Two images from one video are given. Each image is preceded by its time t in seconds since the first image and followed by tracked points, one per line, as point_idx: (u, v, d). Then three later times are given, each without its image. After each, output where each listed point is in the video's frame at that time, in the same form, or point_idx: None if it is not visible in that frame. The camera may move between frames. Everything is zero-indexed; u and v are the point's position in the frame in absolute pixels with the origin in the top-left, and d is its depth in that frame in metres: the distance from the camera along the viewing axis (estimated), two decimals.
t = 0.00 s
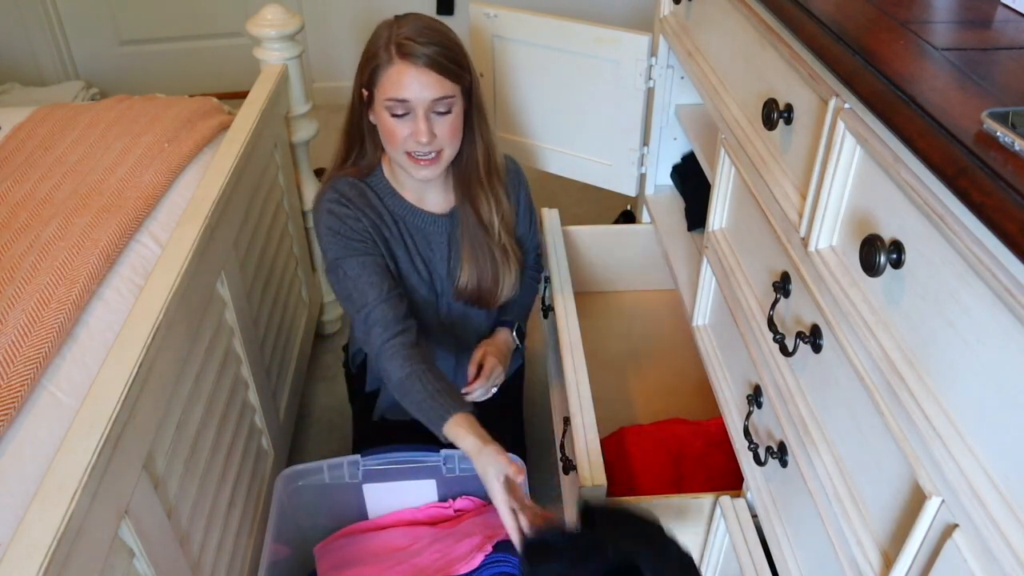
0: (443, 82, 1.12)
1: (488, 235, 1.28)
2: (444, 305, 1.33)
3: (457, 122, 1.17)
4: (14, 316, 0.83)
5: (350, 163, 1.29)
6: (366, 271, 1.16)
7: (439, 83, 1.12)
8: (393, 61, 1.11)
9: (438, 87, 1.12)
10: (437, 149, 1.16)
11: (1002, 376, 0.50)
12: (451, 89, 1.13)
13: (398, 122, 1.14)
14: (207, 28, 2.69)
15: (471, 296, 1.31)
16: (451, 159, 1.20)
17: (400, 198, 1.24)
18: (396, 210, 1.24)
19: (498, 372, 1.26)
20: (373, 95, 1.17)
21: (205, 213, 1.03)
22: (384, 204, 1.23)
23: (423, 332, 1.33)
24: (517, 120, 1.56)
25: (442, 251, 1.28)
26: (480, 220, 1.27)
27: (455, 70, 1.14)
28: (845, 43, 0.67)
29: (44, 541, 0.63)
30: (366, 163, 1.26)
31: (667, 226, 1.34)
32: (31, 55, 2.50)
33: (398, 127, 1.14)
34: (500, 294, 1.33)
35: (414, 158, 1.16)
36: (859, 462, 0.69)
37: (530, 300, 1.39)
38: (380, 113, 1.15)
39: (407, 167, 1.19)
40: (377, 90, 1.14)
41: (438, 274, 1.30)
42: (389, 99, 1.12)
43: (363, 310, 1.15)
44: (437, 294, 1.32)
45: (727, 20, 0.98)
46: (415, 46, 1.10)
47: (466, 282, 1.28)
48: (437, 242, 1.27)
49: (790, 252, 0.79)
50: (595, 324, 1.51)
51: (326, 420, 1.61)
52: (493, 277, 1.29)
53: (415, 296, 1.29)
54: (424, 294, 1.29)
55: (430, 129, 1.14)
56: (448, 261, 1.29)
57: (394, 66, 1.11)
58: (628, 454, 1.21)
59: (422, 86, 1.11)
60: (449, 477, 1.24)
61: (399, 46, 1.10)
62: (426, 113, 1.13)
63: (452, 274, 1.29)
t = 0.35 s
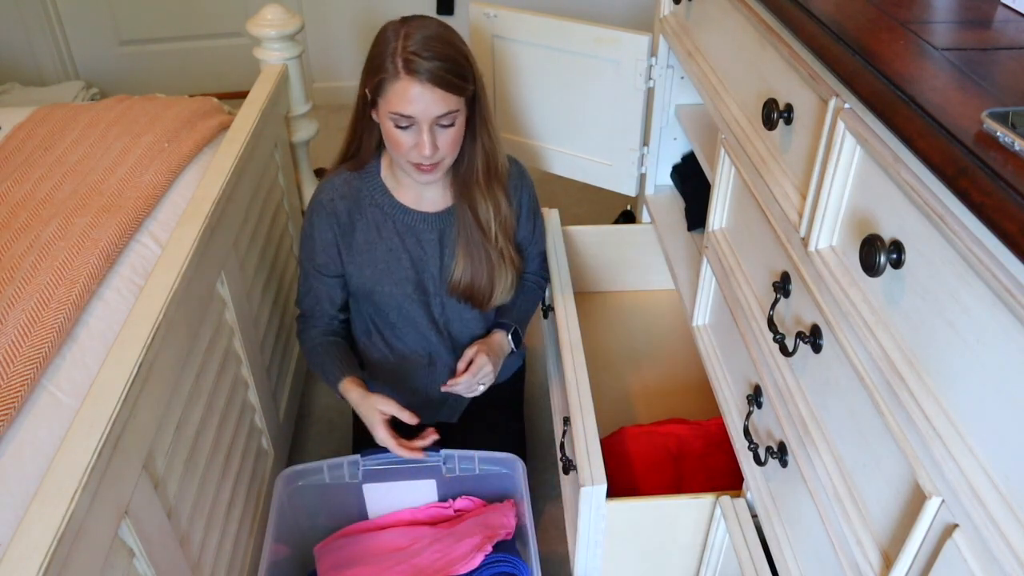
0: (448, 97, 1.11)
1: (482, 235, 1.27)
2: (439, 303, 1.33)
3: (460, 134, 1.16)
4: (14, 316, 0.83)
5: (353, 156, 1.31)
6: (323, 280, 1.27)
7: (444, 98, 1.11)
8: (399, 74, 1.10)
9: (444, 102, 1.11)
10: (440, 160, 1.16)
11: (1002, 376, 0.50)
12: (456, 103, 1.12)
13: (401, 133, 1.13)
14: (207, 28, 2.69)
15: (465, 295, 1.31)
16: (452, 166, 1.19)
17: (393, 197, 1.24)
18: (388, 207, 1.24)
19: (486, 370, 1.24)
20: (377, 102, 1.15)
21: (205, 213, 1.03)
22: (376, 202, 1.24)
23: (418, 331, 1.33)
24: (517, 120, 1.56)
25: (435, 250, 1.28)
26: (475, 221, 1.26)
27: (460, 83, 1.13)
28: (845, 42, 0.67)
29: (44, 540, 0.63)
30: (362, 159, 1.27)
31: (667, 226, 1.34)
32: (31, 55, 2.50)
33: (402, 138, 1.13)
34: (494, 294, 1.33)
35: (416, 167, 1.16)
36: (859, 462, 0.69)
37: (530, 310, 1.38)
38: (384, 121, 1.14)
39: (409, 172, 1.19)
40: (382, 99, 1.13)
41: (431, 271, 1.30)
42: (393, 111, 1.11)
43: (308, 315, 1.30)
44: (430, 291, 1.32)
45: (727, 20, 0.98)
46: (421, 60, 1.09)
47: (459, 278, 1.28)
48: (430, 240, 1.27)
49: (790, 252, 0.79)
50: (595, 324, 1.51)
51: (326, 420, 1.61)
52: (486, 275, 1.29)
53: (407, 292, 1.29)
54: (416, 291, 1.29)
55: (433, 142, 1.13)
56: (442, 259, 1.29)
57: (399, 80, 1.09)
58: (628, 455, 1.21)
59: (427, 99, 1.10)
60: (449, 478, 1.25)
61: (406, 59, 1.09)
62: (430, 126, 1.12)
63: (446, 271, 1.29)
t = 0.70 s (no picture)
0: (438, 109, 1.11)
1: (476, 236, 1.27)
2: (435, 302, 1.33)
3: (450, 143, 1.17)
4: (14, 316, 0.83)
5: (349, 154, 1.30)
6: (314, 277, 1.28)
7: (433, 110, 1.11)
8: (390, 86, 1.09)
9: (432, 114, 1.11)
10: (429, 168, 1.16)
11: (1002, 376, 0.50)
12: (445, 115, 1.12)
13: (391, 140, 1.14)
14: (207, 28, 2.69)
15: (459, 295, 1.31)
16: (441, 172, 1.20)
17: (388, 198, 1.24)
18: (382, 207, 1.24)
19: (484, 371, 1.25)
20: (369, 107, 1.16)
21: (205, 213, 1.03)
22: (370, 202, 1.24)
23: (412, 330, 1.33)
24: (516, 121, 1.56)
25: (430, 249, 1.28)
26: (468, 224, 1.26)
27: (451, 96, 1.12)
28: (845, 42, 0.67)
29: (44, 540, 0.63)
30: (357, 159, 1.27)
31: (667, 226, 1.34)
32: (31, 55, 2.50)
33: (391, 144, 1.14)
34: (489, 295, 1.33)
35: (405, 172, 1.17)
36: (859, 462, 0.69)
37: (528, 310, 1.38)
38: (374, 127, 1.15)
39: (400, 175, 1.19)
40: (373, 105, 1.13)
41: (427, 271, 1.30)
42: (383, 120, 1.11)
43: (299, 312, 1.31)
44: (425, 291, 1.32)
45: (727, 20, 0.98)
46: (412, 73, 1.09)
47: (454, 278, 1.28)
48: (425, 240, 1.27)
49: (790, 252, 0.79)
50: (595, 324, 1.51)
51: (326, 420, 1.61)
52: (481, 274, 1.29)
53: (403, 292, 1.29)
54: (412, 290, 1.29)
55: (422, 151, 1.14)
56: (436, 259, 1.29)
57: (390, 90, 1.09)
58: (628, 455, 1.21)
59: (417, 111, 1.10)
60: (449, 477, 1.25)
61: (397, 71, 1.09)
62: (420, 135, 1.12)
63: (442, 271, 1.30)
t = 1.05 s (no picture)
0: (444, 121, 1.11)
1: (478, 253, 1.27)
2: (437, 318, 1.32)
3: (453, 156, 1.16)
4: (14, 316, 0.83)
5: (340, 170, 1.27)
6: (323, 298, 1.19)
7: (439, 122, 1.11)
8: (395, 96, 1.09)
9: (439, 126, 1.11)
10: (433, 181, 1.16)
11: (1002, 376, 0.50)
12: (451, 126, 1.12)
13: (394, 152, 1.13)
14: (207, 28, 2.70)
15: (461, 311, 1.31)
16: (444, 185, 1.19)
17: (390, 216, 1.23)
18: (386, 227, 1.23)
19: (489, 383, 1.25)
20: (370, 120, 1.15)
21: (205, 214, 1.03)
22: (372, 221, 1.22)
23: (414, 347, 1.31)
24: (516, 121, 1.56)
25: (433, 268, 1.27)
26: (472, 241, 1.26)
27: (456, 108, 1.12)
28: (845, 43, 0.67)
29: (44, 540, 0.63)
30: (353, 177, 1.25)
31: (667, 226, 1.35)
32: (31, 54, 2.50)
33: (395, 157, 1.13)
34: (489, 309, 1.33)
35: (407, 186, 1.15)
36: (859, 462, 0.69)
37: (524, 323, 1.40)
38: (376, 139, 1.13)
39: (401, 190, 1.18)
40: (376, 117, 1.12)
41: (429, 288, 1.29)
42: (388, 132, 1.10)
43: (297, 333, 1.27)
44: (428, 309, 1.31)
45: (727, 20, 0.98)
46: (419, 83, 1.08)
47: (457, 294, 1.28)
48: (428, 257, 1.26)
49: (790, 252, 0.79)
50: (595, 324, 1.51)
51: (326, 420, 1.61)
52: (483, 289, 1.29)
53: (407, 310, 1.28)
54: (416, 309, 1.28)
55: (426, 162, 1.13)
56: (440, 278, 1.28)
57: (395, 101, 1.09)
58: (628, 455, 1.21)
59: (423, 123, 1.09)
60: (449, 478, 1.25)
61: (404, 81, 1.08)
62: (424, 148, 1.12)
63: (444, 287, 1.29)
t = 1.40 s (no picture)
0: (438, 92, 1.11)
1: (462, 238, 1.27)
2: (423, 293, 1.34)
3: (448, 130, 1.16)
4: (14, 317, 0.83)
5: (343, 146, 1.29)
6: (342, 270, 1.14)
7: (434, 93, 1.11)
8: (391, 66, 1.09)
9: (433, 98, 1.11)
10: (427, 153, 1.16)
11: (1002, 376, 0.50)
12: (445, 99, 1.12)
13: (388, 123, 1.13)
14: (207, 28, 2.70)
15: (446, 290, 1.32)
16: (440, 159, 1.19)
17: (380, 187, 1.24)
18: (374, 196, 1.24)
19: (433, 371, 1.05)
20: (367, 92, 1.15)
21: (205, 213, 1.03)
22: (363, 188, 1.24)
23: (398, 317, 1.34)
24: (516, 121, 1.56)
25: (417, 242, 1.28)
26: (456, 223, 1.26)
27: (451, 82, 1.13)
28: (845, 43, 0.67)
29: (44, 540, 0.63)
30: (350, 147, 1.28)
31: (667, 226, 1.35)
32: (31, 55, 2.50)
33: (389, 128, 1.13)
34: (477, 296, 1.33)
35: (401, 158, 1.16)
36: (859, 462, 0.69)
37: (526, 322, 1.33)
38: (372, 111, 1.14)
39: (394, 164, 1.18)
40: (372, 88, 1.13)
41: (414, 262, 1.30)
42: (383, 102, 1.11)
43: (303, 301, 1.31)
44: (413, 281, 1.33)
45: (727, 21, 0.98)
46: (415, 54, 1.09)
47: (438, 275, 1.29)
48: (413, 231, 1.27)
49: (790, 252, 0.79)
50: (595, 324, 1.51)
51: (326, 420, 1.61)
52: (465, 275, 1.30)
53: (390, 281, 1.30)
54: (399, 280, 1.31)
55: (419, 135, 1.13)
56: (424, 253, 1.29)
57: (391, 71, 1.09)
58: (628, 455, 1.21)
59: (418, 94, 1.10)
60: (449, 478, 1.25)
61: (400, 52, 1.09)
62: (419, 119, 1.12)
63: (428, 263, 1.30)
